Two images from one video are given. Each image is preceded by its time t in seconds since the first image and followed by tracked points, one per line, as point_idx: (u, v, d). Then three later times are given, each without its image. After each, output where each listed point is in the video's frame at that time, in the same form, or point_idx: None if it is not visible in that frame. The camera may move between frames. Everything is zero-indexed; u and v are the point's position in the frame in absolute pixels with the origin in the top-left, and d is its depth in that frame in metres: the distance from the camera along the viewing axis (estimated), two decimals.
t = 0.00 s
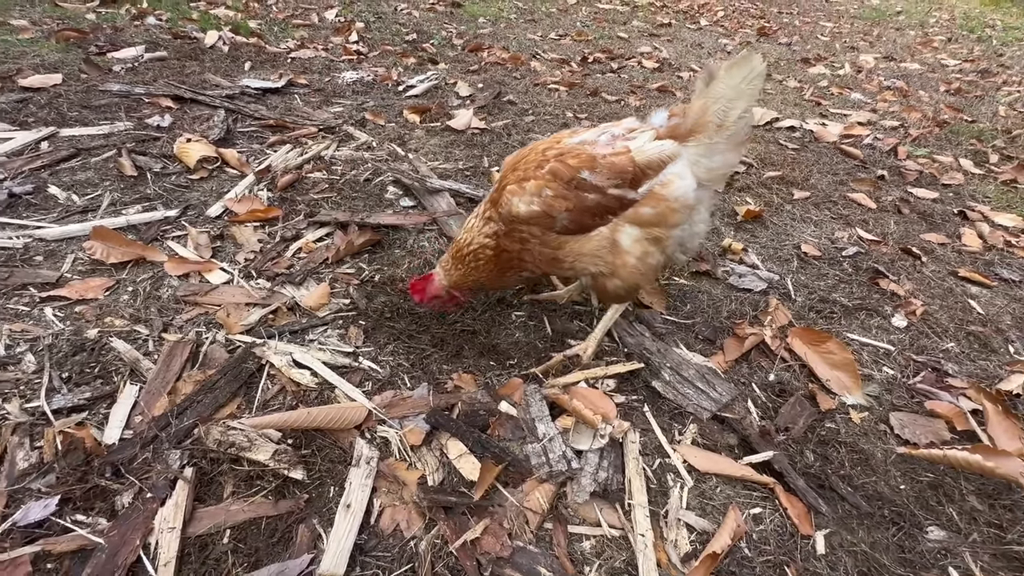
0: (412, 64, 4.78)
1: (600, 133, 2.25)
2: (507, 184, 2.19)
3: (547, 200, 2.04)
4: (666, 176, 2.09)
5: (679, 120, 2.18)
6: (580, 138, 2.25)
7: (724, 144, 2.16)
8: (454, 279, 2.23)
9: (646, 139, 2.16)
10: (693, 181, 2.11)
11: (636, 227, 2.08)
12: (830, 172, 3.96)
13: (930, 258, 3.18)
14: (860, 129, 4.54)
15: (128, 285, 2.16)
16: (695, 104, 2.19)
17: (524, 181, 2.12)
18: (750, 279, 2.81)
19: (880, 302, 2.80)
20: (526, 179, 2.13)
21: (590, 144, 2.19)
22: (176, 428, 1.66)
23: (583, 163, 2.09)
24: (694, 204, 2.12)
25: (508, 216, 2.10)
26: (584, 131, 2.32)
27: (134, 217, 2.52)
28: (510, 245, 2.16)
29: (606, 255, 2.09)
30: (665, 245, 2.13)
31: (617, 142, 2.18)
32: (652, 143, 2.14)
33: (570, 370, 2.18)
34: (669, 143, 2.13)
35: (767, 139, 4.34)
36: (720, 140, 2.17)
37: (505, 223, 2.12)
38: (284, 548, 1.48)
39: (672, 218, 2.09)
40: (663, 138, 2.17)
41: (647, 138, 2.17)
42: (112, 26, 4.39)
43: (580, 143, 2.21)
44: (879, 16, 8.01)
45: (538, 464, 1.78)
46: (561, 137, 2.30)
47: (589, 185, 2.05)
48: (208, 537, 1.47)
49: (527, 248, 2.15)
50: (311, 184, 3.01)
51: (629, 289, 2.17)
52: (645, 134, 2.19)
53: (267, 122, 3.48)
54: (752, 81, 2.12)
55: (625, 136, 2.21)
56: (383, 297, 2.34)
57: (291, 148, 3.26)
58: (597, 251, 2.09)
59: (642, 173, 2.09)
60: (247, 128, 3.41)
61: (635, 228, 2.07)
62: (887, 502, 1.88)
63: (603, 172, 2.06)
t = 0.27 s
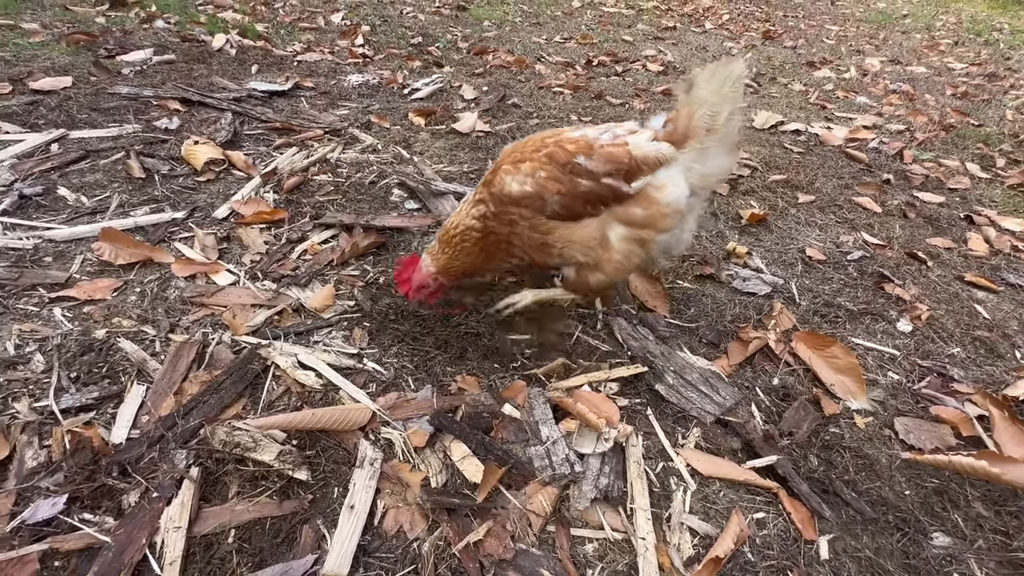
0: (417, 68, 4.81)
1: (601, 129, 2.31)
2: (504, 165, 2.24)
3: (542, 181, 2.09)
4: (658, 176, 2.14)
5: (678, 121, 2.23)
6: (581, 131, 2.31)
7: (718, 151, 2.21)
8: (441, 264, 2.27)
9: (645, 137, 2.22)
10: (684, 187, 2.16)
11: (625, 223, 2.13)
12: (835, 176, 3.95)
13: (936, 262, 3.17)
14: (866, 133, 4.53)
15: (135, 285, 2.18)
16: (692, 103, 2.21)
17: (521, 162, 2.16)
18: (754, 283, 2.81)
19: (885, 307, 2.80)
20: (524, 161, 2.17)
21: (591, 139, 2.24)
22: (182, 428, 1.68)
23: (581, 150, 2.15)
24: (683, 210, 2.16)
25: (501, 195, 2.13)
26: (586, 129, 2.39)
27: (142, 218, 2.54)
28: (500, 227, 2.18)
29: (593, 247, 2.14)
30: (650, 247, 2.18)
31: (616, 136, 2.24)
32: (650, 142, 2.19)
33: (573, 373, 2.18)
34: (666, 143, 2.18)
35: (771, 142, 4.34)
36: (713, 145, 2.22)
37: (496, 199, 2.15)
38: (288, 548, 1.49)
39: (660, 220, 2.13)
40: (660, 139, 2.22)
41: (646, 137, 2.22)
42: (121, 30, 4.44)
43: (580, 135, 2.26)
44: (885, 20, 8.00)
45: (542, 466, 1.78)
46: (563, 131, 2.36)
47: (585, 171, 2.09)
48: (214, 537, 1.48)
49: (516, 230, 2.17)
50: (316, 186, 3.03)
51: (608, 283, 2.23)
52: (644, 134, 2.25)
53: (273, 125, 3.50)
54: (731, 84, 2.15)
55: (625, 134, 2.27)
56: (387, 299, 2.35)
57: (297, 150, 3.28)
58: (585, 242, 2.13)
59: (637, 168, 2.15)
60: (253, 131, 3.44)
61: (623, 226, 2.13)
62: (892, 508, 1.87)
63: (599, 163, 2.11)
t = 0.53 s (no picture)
0: (424, 71, 4.84)
1: (558, 143, 2.22)
2: (456, 192, 2.14)
3: (498, 214, 2.01)
4: (618, 195, 2.13)
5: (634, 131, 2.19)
6: (534, 147, 2.22)
7: (677, 156, 2.22)
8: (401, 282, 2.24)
9: (603, 153, 2.18)
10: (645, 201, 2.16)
11: (586, 245, 2.11)
12: (842, 179, 3.94)
13: (944, 267, 3.16)
14: (874, 136, 4.51)
15: (146, 285, 2.20)
16: (648, 110, 2.19)
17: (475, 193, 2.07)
18: (761, 286, 2.81)
19: (893, 311, 2.79)
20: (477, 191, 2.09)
21: (547, 156, 2.16)
22: (192, 426, 1.70)
23: (538, 178, 2.06)
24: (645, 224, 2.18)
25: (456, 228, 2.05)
26: (540, 138, 2.29)
27: (153, 219, 2.57)
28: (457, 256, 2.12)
29: (553, 272, 2.12)
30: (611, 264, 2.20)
31: (572, 155, 2.17)
32: (609, 159, 2.14)
33: (579, 375, 2.19)
34: (624, 156, 2.15)
35: (778, 145, 4.33)
36: (671, 150, 2.23)
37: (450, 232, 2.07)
38: (295, 545, 1.51)
39: (624, 236, 2.13)
40: (619, 152, 2.18)
41: (604, 154, 2.17)
42: (133, 33, 4.49)
43: (536, 153, 2.17)
44: (894, 23, 7.97)
45: (547, 467, 1.79)
46: (516, 145, 2.25)
47: (542, 202, 2.02)
48: (222, 534, 1.50)
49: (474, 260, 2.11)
50: (325, 188, 3.05)
51: (568, 296, 2.29)
52: (602, 147, 2.20)
53: (283, 127, 3.54)
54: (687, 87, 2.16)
55: (582, 150, 2.20)
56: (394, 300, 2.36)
57: (306, 152, 3.31)
58: (545, 269, 2.10)
59: (596, 190, 2.10)
60: (263, 133, 3.47)
61: (583, 248, 2.11)
62: (899, 512, 1.86)
63: (559, 190, 2.05)
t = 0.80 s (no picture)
0: (435, 75, 4.88)
1: (549, 164, 2.21)
2: (451, 210, 2.04)
3: (503, 242, 1.98)
4: (601, 221, 2.22)
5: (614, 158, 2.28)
6: (525, 166, 2.19)
7: (641, 187, 2.38)
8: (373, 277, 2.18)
9: (589, 179, 2.22)
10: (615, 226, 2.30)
11: (572, 267, 2.17)
12: (852, 185, 3.94)
13: (955, 273, 3.15)
14: (883, 142, 4.51)
15: (165, 285, 2.25)
16: (624, 142, 2.31)
17: (476, 217, 2.01)
18: (770, 290, 2.82)
19: (903, 316, 2.79)
20: (478, 214, 2.02)
21: (539, 180, 2.15)
22: (211, 423, 1.74)
23: (540, 206, 2.06)
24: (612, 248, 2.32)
25: (454, 250, 1.96)
26: (526, 154, 2.27)
27: (171, 220, 2.62)
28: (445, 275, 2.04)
29: (542, 292, 2.16)
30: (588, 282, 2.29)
31: (560, 178, 2.18)
32: (598, 189, 2.20)
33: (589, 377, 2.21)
34: (608, 185, 2.23)
35: (787, 150, 4.34)
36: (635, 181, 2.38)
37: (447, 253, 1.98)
38: (311, 540, 1.54)
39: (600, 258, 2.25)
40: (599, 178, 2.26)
41: (593, 182, 2.22)
42: (150, 38, 4.57)
43: (530, 176, 2.15)
44: (904, 27, 7.95)
45: (557, 467, 1.82)
46: (504, 162, 2.21)
47: (546, 232, 2.04)
48: (240, 528, 1.53)
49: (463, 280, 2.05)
50: (337, 191, 3.10)
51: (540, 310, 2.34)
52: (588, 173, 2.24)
53: (296, 131, 3.59)
54: (659, 128, 2.33)
55: (572, 174, 2.21)
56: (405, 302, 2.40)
57: (319, 156, 3.36)
58: (537, 289, 2.14)
59: (587, 217, 2.16)
60: (277, 136, 3.52)
61: (572, 270, 2.17)
62: (908, 517, 1.87)
63: (559, 219, 2.09)
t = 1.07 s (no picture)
0: (445, 79, 4.93)
1: (532, 158, 2.19)
2: (444, 219, 2.03)
3: (500, 242, 1.99)
4: (597, 205, 2.24)
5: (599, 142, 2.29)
6: (510, 164, 2.16)
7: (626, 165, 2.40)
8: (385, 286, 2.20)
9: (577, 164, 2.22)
10: (610, 203, 2.32)
11: (574, 254, 2.22)
12: (862, 190, 3.93)
13: (966, 278, 3.14)
14: (894, 147, 4.50)
15: (182, 285, 2.30)
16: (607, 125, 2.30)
17: (469, 222, 2.00)
18: (779, 295, 2.82)
19: (913, 322, 2.79)
20: (471, 219, 2.01)
21: (527, 174, 2.13)
22: (227, 419, 1.78)
23: (531, 199, 2.06)
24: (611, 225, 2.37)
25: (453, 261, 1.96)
26: (509, 152, 2.23)
27: (188, 221, 2.67)
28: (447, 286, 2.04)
29: (549, 282, 2.20)
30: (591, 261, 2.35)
31: (550, 169, 2.17)
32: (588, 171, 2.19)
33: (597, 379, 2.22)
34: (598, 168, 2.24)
35: (797, 155, 4.34)
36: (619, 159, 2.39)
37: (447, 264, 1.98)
38: (325, 535, 1.57)
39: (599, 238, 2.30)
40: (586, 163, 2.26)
41: (581, 165, 2.21)
42: (167, 43, 4.65)
43: (518, 173, 2.12)
44: (916, 32, 7.92)
45: (567, 467, 1.84)
46: (489, 163, 2.17)
47: (542, 224, 2.05)
48: (256, 523, 1.57)
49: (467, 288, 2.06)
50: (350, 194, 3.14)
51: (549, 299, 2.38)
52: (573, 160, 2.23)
53: (309, 134, 3.64)
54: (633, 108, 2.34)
55: (558, 164, 2.20)
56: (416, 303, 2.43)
57: (331, 159, 3.41)
58: (543, 279, 2.18)
59: (582, 202, 2.17)
60: (290, 139, 3.57)
61: (575, 254, 2.22)
62: (917, 522, 1.88)
63: (552, 209, 2.09)
